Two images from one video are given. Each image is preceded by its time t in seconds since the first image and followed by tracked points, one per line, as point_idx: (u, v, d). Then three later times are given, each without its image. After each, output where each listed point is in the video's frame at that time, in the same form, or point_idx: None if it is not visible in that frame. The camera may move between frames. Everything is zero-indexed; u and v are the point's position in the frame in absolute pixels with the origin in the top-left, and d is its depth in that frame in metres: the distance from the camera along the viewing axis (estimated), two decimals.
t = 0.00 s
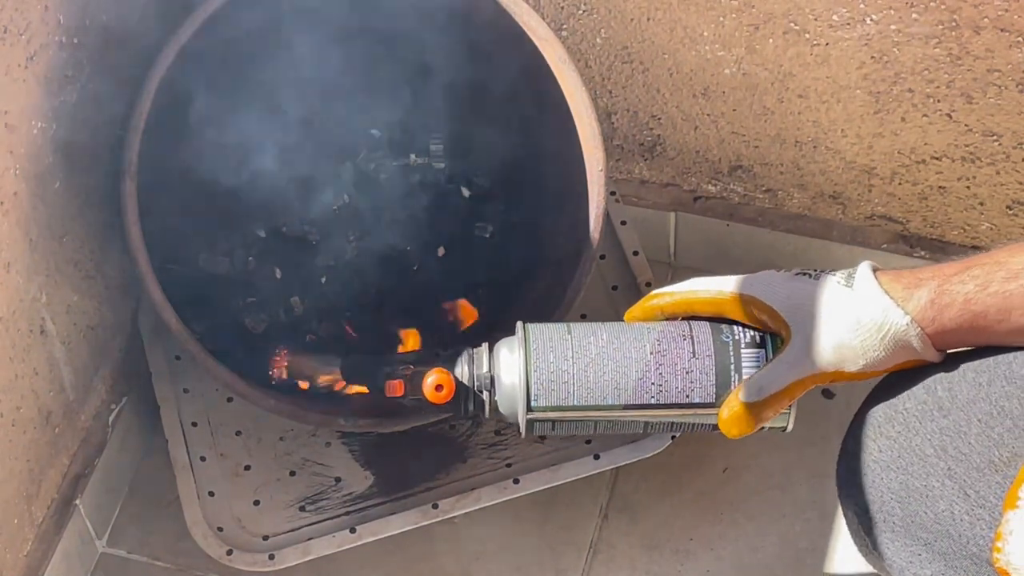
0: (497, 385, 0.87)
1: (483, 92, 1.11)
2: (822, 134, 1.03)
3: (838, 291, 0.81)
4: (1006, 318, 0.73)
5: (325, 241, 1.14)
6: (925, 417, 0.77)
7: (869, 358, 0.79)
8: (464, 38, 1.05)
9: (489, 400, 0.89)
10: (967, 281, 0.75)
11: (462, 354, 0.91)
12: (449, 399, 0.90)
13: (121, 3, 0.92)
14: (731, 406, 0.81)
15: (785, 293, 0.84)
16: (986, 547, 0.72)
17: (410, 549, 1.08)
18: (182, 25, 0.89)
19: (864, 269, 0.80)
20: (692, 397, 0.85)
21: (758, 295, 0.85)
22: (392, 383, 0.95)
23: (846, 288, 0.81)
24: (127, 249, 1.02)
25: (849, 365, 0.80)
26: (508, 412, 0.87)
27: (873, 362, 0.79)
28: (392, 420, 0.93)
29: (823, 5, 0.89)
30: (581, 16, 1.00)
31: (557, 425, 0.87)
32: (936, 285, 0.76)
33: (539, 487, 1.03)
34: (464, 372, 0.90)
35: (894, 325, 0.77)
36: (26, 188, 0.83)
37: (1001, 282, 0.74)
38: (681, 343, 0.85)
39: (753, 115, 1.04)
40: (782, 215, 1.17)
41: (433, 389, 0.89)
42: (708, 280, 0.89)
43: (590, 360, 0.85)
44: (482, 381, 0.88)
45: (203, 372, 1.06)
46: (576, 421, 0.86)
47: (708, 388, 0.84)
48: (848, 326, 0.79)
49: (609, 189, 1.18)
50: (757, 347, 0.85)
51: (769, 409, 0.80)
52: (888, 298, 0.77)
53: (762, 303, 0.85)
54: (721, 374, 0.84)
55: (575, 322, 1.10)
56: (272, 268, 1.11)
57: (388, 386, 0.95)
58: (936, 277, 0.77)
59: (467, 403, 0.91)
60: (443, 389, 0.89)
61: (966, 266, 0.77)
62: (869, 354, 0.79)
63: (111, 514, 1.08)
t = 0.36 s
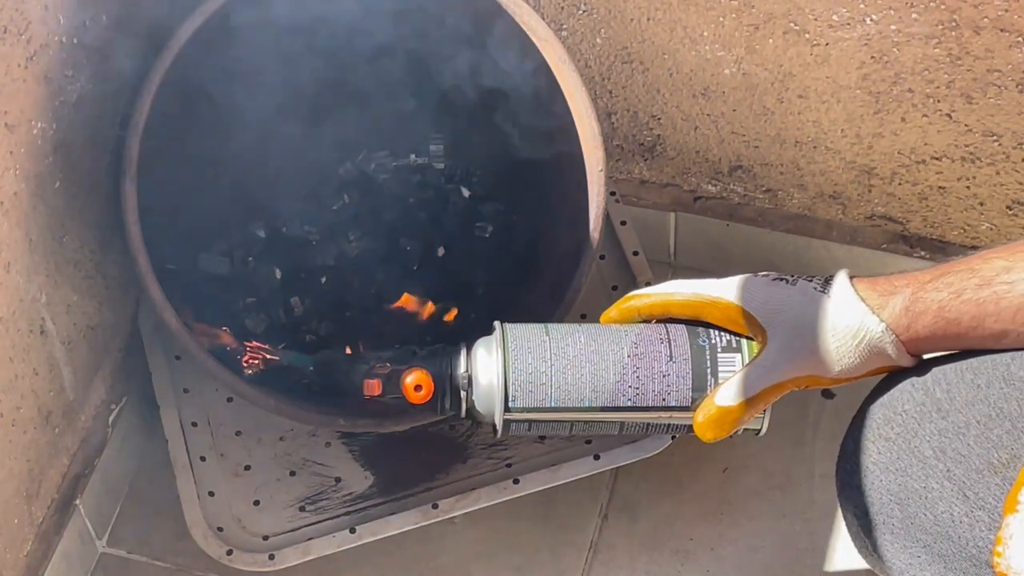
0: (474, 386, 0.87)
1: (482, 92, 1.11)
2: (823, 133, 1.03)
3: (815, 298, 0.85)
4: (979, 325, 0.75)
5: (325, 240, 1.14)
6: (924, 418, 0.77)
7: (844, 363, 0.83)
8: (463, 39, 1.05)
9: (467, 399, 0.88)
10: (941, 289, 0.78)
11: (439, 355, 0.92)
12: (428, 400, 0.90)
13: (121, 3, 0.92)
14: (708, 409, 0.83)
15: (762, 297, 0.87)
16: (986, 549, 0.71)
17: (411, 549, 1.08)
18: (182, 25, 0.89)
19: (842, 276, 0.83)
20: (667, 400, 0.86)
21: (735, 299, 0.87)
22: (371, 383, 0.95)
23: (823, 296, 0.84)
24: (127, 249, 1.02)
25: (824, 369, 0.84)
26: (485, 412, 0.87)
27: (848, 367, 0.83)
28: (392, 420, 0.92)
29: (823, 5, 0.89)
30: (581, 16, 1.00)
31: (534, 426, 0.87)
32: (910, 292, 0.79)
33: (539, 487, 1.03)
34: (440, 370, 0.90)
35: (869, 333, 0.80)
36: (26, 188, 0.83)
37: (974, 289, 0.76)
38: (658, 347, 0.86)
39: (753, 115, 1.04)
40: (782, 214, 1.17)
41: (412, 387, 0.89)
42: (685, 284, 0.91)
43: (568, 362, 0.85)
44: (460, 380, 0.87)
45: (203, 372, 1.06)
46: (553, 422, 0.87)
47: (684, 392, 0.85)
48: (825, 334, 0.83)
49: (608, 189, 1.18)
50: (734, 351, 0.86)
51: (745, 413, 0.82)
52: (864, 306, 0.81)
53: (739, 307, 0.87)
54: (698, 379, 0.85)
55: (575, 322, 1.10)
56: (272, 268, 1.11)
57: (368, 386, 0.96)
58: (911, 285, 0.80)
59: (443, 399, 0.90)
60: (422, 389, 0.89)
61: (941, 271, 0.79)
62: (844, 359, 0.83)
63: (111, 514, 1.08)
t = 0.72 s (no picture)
0: (472, 385, 0.87)
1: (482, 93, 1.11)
2: (822, 134, 1.03)
3: (815, 298, 0.85)
4: (976, 325, 0.76)
5: (325, 240, 1.13)
6: (924, 418, 0.77)
7: (841, 364, 0.83)
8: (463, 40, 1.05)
9: (466, 398, 0.88)
10: (940, 290, 0.78)
11: (438, 352, 0.91)
12: (427, 398, 0.89)
13: (121, 3, 0.92)
14: (707, 410, 0.83)
15: (761, 298, 0.87)
16: (987, 548, 0.71)
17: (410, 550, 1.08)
18: (183, 25, 0.89)
19: (841, 279, 0.83)
20: (666, 400, 0.86)
21: (734, 300, 0.88)
22: (370, 380, 0.96)
23: (825, 297, 0.84)
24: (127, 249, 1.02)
25: (823, 370, 0.84)
26: (483, 412, 0.87)
27: (846, 368, 0.83)
28: (392, 421, 0.92)
29: (822, 5, 0.89)
30: (581, 16, 1.00)
31: (533, 425, 0.87)
32: (908, 293, 0.79)
33: (538, 487, 1.03)
34: (439, 368, 0.89)
35: (869, 335, 0.80)
36: (26, 188, 0.83)
37: (972, 290, 0.76)
38: (657, 347, 0.86)
39: (753, 115, 1.04)
40: (782, 214, 1.17)
41: (411, 387, 0.88)
42: (684, 284, 0.91)
43: (567, 362, 0.85)
44: (459, 380, 0.88)
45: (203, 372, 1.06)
46: (552, 422, 0.87)
47: (683, 392, 0.85)
48: (825, 335, 0.83)
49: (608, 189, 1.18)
50: (732, 352, 0.86)
51: (744, 414, 0.83)
52: (865, 308, 0.81)
53: (739, 308, 0.87)
54: (696, 379, 0.85)
55: (575, 322, 1.10)
56: (270, 269, 1.10)
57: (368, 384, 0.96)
58: (910, 285, 0.80)
59: (439, 399, 0.89)
60: (422, 388, 0.88)
61: (941, 271, 0.79)
62: (842, 360, 0.83)
63: (111, 514, 1.08)
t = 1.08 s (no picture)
0: (475, 381, 0.87)
1: (482, 92, 1.11)
2: (822, 134, 1.03)
3: (818, 295, 0.85)
4: (979, 323, 0.76)
5: (325, 239, 1.15)
6: (926, 417, 0.77)
7: (845, 362, 0.83)
8: (463, 40, 1.05)
9: (468, 394, 0.89)
10: (943, 288, 0.78)
11: (443, 348, 0.91)
12: (429, 393, 0.89)
13: (121, 3, 0.92)
14: (709, 407, 0.84)
15: (764, 295, 0.87)
16: (988, 548, 0.71)
17: (411, 549, 1.08)
18: (183, 25, 0.89)
19: (844, 275, 0.83)
20: (669, 398, 0.86)
21: (737, 297, 0.88)
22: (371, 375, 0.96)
23: (829, 294, 0.85)
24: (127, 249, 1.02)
25: (827, 368, 0.84)
26: (486, 407, 0.87)
27: (850, 365, 0.83)
28: (392, 421, 0.92)
29: (823, 5, 0.89)
30: (581, 16, 1.00)
31: (535, 422, 0.87)
32: (912, 292, 0.80)
33: (538, 488, 1.03)
34: (443, 364, 0.90)
35: (871, 332, 0.80)
36: (26, 188, 0.83)
37: (975, 289, 0.76)
38: (660, 344, 0.86)
39: (753, 115, 1.04)
40: (781, 215, 1.17)
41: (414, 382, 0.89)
42: (688, 280, 0.91)
43: (569, 358, 0.85)
44: (461, 376, 0.88)
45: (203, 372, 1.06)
46: (554, 418, 0.87)
47: (685, 389, 0.85)
48: (828, 332, 0.83)
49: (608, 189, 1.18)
50: (735, 349, 0.86)
51: (746, 411, 0.83)
52: (867, 306, 0.81)
53: (743, 304, 0.87)
54: (698, 376, 0.85)
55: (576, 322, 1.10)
56: (272, 269, 1.12)
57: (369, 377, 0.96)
58: (913, 284, 0.80)
59: (443, 395, 0.90)
60: (424, 383, 0.89)
61: (943, 271, 0.80)
62: (845, 358, 0.83)
63: (111, 514, 1.08)
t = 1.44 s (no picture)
0: (480, 376, 0.87)
1: (482, 92, 1.11)
2: (822, 134, 1.03)
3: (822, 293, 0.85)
4: (984, 321, 0.76)
5: (325, 240, 1.15)
6: (928, 416, 0.77)
7: (849, 359, 0.83)
8: (463, 40, 1.05)
9: (473, 389, 0.89)
10: (947, 286, 0.78)
11: (450, 345, 0.91)
12: (433, 389, 0.88)
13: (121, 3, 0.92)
14: (714, 404, 0.83)
15: (769, 291, 0.87)
16: (991, 547, 0.71)
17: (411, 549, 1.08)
18: (183, 25, 0.89)
19: (849, 272, 0.83)
20: (672, 395, 0.86)
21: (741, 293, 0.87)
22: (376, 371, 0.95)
23: (833, 292, 0.84)
24: (127, 249, 1.02)
25: (831, 365, 0.84)
26: (490, 403, 0.87)
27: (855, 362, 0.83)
28: (392, 421, 0.91)
29: (822, 5, 0.89)
30: (581, 16, 1.00)
31: (539, 418, 0.87)
32: (917, 289, 0.80)
33: (538, 488, 1.03)
34: (449, 360, 0.90)
35: (876, 328, 0.80)
36: (26, 188, 0.83)
37: (980, 286, 0.76)
38: (664, 341, 0.86)
39: (753, 115, 1.04)
40: (781, 214, 1.17)
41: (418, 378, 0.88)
42: (693, 277, 0.91)
43: (573, 354, 0.85)
44: (465, 371, 0.88)
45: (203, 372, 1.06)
46: (558, 415, 0.87)
47: (689, 386, 0.85)
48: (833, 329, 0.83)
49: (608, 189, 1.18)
50: (740, 346, 0.86)
51: (750, 408, 0.83)
52: (872, 302, 0.81)
53: (746, 301, 0.87)
54: (702, 373, 0.85)
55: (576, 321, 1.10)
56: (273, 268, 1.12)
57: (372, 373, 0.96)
58: (918, 281, 0.80)
59: (447, 390, 0.90)
60: (428, 378, 0.88)
61: (949, 270, 0.80)
62: (849, 355, 0.83)
63: (111, 515, 1.08)
